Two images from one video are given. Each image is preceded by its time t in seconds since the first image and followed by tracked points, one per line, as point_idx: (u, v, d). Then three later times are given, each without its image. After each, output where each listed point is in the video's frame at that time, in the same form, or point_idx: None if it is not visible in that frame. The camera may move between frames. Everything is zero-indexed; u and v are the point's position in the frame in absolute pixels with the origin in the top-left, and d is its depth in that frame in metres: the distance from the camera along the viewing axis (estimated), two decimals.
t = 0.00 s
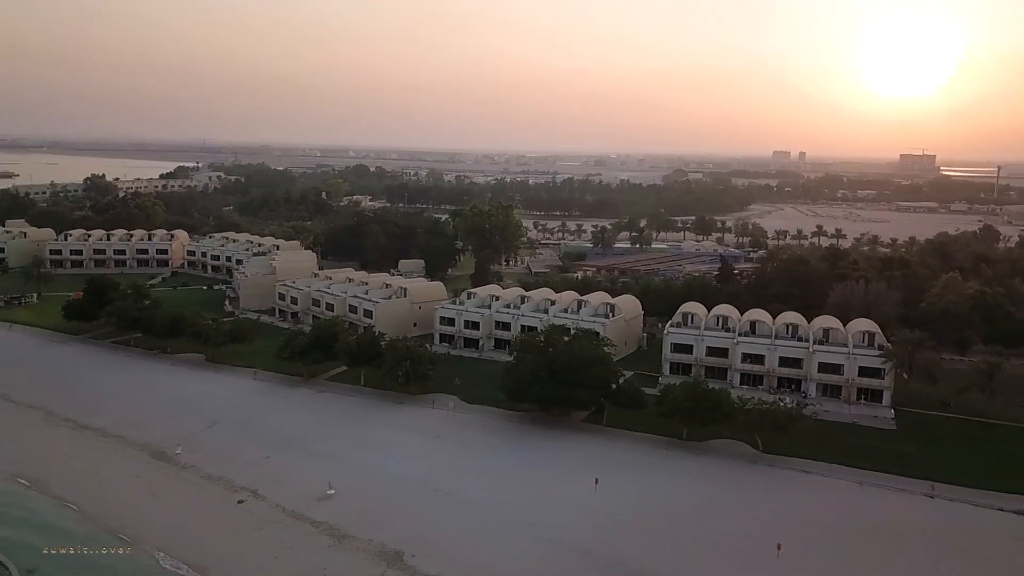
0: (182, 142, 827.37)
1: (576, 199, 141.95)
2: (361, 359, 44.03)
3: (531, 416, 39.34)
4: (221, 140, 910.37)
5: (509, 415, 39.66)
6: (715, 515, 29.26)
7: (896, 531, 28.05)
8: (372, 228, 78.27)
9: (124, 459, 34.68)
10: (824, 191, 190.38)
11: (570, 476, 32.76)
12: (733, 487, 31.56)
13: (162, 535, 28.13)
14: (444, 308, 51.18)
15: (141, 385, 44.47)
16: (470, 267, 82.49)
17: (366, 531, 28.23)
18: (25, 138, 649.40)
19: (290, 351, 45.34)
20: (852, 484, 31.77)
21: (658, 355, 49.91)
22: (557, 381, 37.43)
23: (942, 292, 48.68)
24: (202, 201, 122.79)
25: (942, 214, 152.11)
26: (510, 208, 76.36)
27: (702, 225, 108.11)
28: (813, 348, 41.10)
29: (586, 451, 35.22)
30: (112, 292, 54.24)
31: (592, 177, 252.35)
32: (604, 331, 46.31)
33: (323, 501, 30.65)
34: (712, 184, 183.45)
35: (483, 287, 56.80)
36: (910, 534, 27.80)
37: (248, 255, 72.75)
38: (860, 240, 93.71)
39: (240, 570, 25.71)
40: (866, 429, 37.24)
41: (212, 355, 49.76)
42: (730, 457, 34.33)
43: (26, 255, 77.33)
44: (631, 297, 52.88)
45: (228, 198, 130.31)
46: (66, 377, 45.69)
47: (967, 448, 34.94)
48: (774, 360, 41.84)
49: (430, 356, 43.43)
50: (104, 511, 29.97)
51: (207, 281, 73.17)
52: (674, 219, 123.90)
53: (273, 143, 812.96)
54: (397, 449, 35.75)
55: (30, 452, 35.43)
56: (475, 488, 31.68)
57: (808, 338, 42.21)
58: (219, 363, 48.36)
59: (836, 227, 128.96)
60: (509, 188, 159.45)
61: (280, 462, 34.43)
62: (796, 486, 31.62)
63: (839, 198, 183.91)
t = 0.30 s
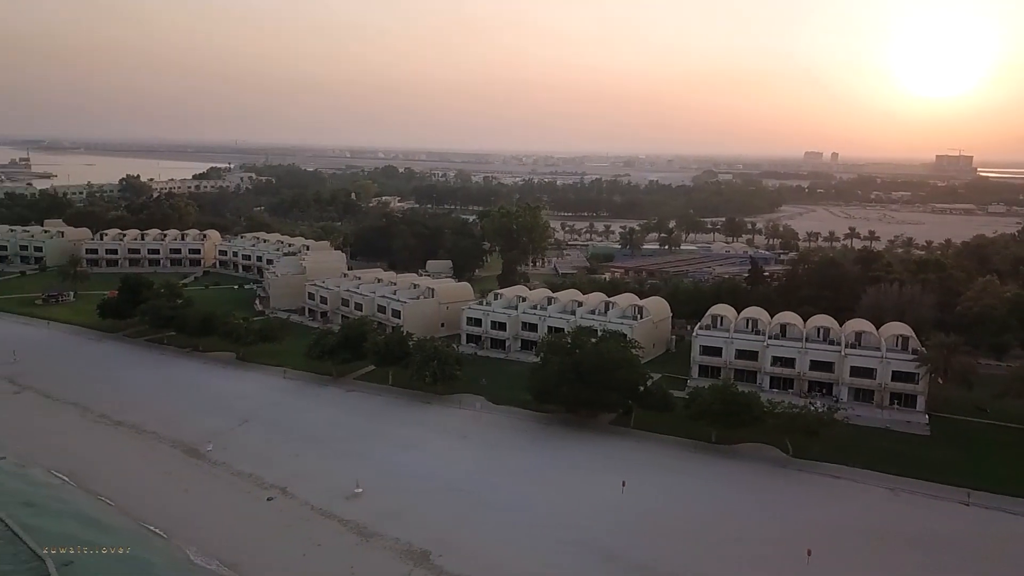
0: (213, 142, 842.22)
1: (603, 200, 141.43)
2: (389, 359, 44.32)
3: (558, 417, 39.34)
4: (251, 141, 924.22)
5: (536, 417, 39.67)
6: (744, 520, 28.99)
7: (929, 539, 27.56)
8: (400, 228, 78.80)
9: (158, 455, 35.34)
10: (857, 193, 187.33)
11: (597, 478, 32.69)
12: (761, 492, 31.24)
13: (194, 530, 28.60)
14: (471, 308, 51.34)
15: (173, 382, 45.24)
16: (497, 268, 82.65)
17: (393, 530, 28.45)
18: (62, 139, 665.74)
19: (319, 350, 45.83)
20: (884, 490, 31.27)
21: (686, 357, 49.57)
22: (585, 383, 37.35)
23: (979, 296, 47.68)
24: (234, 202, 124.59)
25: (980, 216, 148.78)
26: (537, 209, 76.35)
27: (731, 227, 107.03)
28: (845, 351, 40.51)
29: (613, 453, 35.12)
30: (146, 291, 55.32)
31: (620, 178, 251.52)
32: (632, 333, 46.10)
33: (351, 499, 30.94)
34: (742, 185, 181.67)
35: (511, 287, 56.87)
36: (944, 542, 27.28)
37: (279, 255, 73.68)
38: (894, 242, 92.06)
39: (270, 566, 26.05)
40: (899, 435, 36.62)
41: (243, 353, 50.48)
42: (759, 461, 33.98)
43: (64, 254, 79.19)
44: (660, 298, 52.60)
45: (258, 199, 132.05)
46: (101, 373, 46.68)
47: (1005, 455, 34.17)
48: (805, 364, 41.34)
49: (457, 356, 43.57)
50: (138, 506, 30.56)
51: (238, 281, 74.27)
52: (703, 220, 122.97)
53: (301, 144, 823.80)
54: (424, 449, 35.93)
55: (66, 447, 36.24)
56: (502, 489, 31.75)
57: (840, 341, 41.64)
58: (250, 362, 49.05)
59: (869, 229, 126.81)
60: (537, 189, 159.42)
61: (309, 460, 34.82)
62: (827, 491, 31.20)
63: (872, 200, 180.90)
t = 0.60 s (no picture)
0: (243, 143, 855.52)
1: (631, 201, 140.82)
2: (416, 359, 44.61)
3: (585, 419, 39.29)
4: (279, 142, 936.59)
5: (563, 418, 39.66)
6: (773, 524, 28.72)
7: (965, 547, 27.01)
8: (428, 229, 79.24)
9: (191, 451, 35.97)
10: (891, 194, 184.07)
11: (624, 481, 32.58)
12: (790, 496, 30.93)
13: (224, 526, 29.07)
14: (498, 309, 51.47)
15: (205, 380, 46.01)
16: (524, 269, 82.72)
17: (421, 529, 28.63)
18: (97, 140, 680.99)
19: (348, 349, 46.26)
20: (918, 497, 30.74)
21: (715, 360, 49.18)
22: (612, 384, 37.24)
23: (1018, 300, 46.64)
24: (265, 202, 126.27)
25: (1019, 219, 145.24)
26: (565, 210, 76.26)
27: (761, 229, 105.89)
28: (878, 355, 39.92)
29: (640, 456, 35.00)
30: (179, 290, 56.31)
31: (649, 179, 250.11)
32: (660, 335, 45.88)
33: (378, 498, 31.19)
34: (772, 186, 179.58)
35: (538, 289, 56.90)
36: (980, 551, 26.74)
37: (308, 255, 74.52)
38: (930, 244, 90.34)
39: (299, 563, 26.40)
40: (932, 441, 35.99)
41: (273, 352, 51.13)
42: (789, 466, 33.61)
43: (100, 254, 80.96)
44: (689, 300, 52.26)
45: (289, 199, 133.65)
46: (135, 371, 47.62)
47: None
48: (836, 368, 40.79)
49: (484, 356, 43.72)
50: (170, 502, 31.11)
51: (268, 280, 75.27)
52: (733, 222, 121.78)
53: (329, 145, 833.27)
54: (451, 449, 36.13)
55: (102, 443, 37.09)
56: (529, 490, 31.79)
57: (872, 345, 41.02)
58: (279, 361, 49.67)
59: (903, 231, 124.55)
60: (564, 190, 159.24)
61: (338, 458, 35.17)
62: (858, 497, 30.75)
63: (906, 202, 177.65)
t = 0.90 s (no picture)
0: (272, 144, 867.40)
1: (660, 202, 140.04)
2: (444, 359, 44.83)
3: (613, 421, 39.16)
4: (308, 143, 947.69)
5: (591, 420, 39.59)
6: (804, 531, 28.37)
7: (1002, 557, 26.41)
8: (456, 230, 79.57)
9: (222, 448, 36.57)
10: (927, 195, 180.39)
11: (651, 484, 32.42)
12: (821, 502, 30.54)
13: (254, 522, 29.48)
14: (526, 310, 51.53)
15: (236, 378, 46.69)
16: (552, 271, 82.66)
17: (447, 530, 28.75)
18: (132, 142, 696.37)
19: (377, 349, 46.65)
20: (954, 505, 30.14)
21: (745, 364, 48.71)
22: (640, 386, 37.06)
23: None
24: (295, 203, 127.83)
25: None
26: (593, 211, 76.10)
27: (793, 230, 104.61)
28: (912, 360, 39.26)
29: (668, 459, 34.81)
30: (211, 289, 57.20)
31: (678, 180, 248.46)
32: (689, 337, 45.58)
33: (406, 498, 31.37)
34: (804, 188, 177.26)
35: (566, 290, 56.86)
36: (1018, 561, 26.12)
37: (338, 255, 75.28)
38: (968, 247, 88.43)
39: (327, 561, 26.69)
40: (969, 448, 35.27)
41: (302, 351, 51.70)
42: (820, 471, 33.18)
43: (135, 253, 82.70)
44: (718, 303, 51.82)
45: (319, 200, 135.05)
46: (168, 368, 48.47)
47: None
48: (869, 372, 40.24)
49: (511, 357, 43.80)
50: (202, 497, 31.67)
51: (298, 280, 76.18)
52: (764, 224, 120.42)
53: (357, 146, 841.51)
54: (478, 450, 36.25)
55: (136, 439, 37.84)
56: (556, 492, 31.78)
57: (907, 349, 40.36)
58: (308, 360, 50.22)
59: (939, 233, 122.06)
60: (593, 191, 158.88)
61: (366, 458, 35.48)
62: (891, 504, 30.23)
63: (943, 204, 173.96)
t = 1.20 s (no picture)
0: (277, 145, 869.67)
1: (664, 202, 140.02)
2: (448, 359, 44.88)
3: (617, 422, 39.17)
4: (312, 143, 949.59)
5: (595, 421, 39.61)
6: (809, 532, 28.33)
7: (1007, 558, 26.35)
8: (460, 229, 79.66)
9: (227, 448, 36.68)
10: (932, 196, 179.97)
11: (656, 484, 32.42)
12: (826, 503, 30.51)
13: (258, 522, 29.57)
14: (529, 310, 51.58)
15: (240, 378, 46.79)
16: (556, 271, 82.69)
17: (451, 530, 28.79)
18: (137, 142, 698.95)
19: (381, 349, 46.72)
20: (959, 506, 30.08)
21: (749, 364, 48.66)
22: (644, 387, 37.07)
23: None
24: (300, 203, 128.16)
25: None
26: (598, 212, 76.12)
27: (798, 230, 104.49)
28: (917, 360, 39.17)
29: (672, 459, 34.81)
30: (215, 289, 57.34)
31: (683, 180, 248.27)
32: (693, 338, 45.57)
33: (410, 498, 31.44)
34: (809, 188, 177.06)
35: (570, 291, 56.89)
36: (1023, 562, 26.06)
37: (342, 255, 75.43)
38: (973, 248, 88.21)
39: (331, 561, 26.73)
40: (974, 448, 35.19)
41: (306, 351, 51.81)
42: (825, 472, 33.15)
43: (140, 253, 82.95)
44: (722, 303, 51.78)
45: (324, 200, 135.35)
46: (173, 368, 48.62)
47: None
48: (873, 372, 40.17)
49: (515, 357, 43.85)
50: (207, 497, 31.77)
51: (303, 280, 76.35)
52: (768, 224, 120.29)
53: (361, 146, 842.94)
54: (483, 450, 36.29)
55: (140, 438, 37.93)
56: (560, 492, 31.81)
57: (911, 350, 40.29)
58: (312, 360, 50.32)
59: (945, 233, 121.75)
60: (597, 191, 158.90)
61: (371, 457, 35.55)
62: (896, 505, 30.19)
63: (948, 204, 173.53)
